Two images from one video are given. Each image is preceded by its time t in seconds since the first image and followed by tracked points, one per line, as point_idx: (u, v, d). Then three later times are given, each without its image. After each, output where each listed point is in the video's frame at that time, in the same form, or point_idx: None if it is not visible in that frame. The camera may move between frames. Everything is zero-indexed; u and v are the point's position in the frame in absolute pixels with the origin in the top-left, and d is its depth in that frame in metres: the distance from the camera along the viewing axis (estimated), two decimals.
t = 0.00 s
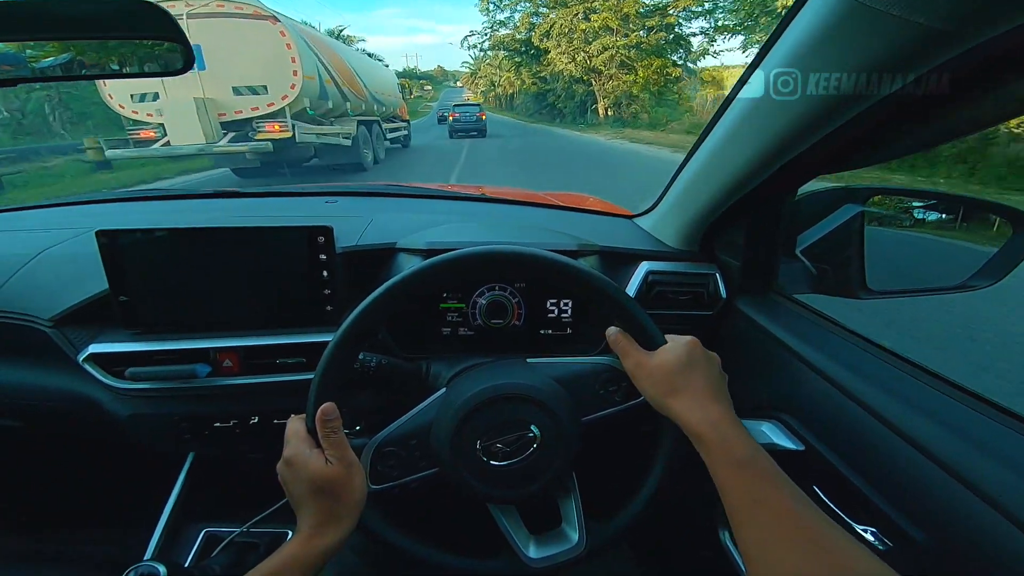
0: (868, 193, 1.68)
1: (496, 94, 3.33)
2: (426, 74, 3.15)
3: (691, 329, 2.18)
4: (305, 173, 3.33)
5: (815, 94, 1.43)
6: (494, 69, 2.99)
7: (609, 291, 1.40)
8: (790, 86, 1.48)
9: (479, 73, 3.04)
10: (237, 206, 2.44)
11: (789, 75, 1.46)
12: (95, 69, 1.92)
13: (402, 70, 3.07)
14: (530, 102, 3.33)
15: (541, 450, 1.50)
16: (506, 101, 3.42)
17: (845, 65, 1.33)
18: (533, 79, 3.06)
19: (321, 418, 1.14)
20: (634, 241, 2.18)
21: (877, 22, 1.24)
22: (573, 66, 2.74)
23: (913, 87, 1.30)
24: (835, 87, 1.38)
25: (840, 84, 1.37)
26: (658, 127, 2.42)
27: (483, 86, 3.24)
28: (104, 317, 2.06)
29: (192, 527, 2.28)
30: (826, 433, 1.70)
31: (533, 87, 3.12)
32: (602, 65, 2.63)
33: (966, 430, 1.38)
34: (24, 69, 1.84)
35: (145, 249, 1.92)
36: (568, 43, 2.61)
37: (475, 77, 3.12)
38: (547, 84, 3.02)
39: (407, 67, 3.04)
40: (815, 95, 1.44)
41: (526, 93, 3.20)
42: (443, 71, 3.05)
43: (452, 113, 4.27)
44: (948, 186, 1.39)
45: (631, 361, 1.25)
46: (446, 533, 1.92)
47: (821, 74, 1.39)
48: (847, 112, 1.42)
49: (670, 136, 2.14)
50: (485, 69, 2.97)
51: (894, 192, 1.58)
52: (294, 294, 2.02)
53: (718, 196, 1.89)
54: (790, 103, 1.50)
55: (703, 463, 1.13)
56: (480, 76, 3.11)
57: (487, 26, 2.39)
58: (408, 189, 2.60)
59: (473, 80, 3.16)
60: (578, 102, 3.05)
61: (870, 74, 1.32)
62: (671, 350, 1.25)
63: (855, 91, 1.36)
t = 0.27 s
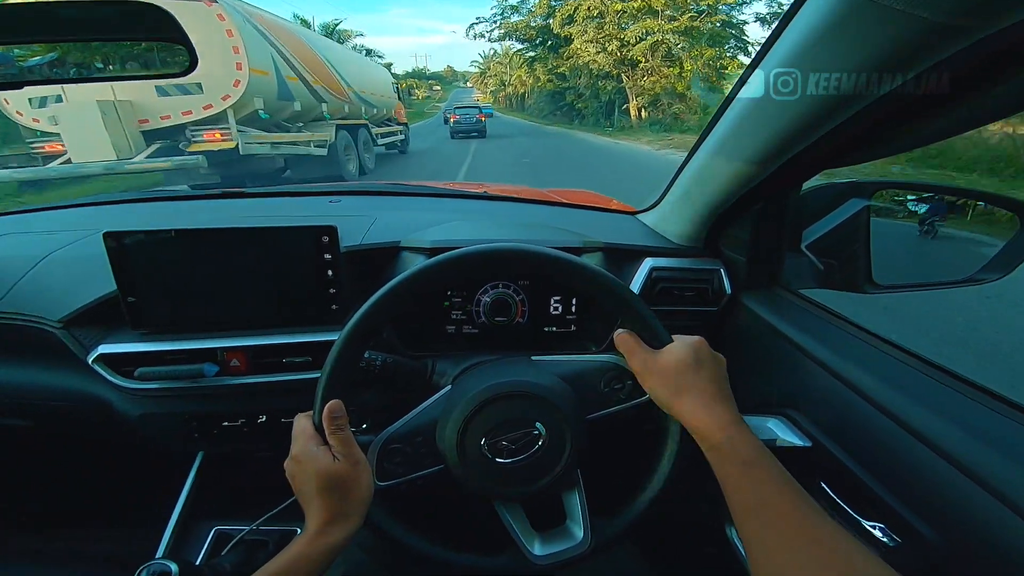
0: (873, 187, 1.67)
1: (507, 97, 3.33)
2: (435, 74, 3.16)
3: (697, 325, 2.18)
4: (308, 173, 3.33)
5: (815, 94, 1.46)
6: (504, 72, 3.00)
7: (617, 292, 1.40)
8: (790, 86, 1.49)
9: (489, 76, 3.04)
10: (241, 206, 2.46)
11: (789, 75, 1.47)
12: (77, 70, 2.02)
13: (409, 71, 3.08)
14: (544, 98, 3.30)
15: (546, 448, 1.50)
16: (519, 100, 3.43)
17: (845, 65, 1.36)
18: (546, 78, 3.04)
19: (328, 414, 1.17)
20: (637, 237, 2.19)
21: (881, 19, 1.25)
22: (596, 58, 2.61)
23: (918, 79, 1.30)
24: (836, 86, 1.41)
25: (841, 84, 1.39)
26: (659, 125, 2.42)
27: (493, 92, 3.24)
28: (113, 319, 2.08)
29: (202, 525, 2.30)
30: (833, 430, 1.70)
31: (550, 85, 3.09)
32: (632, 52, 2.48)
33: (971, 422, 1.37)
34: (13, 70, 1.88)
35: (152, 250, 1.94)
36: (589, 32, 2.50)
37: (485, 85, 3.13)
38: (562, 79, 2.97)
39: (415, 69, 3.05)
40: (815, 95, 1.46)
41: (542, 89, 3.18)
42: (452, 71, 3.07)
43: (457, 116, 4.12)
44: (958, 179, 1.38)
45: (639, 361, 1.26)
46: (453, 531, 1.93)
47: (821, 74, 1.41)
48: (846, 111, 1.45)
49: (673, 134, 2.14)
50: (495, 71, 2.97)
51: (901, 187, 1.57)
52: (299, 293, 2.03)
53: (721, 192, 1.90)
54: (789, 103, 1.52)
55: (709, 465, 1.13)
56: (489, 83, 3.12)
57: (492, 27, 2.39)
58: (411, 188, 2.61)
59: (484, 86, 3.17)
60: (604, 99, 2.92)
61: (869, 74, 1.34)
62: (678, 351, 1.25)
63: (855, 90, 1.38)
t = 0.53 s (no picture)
0: (876, 188, 1.67)
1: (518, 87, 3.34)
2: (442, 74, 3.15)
3: (701, 327, 2.18)
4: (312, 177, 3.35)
5: (815, 94, 1.46)
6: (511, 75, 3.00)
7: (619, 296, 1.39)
8: (790, 86, 1.49)
9: (497, 74, 3.04)
10: (246, 210, 2.48)
11: (789, 75, 1.47)
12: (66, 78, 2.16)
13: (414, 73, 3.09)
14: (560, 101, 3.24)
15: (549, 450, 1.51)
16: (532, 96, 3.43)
17: (844, 66, 1.35)
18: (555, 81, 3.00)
19: (334, 411, 1.16)
20: (640, 240, 2.19)
21: (881, 20, 1.25)
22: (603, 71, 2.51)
23: (921, 81, 1.30)
24: (835, 87, 1.40)
25: (840, 84, 1.39)
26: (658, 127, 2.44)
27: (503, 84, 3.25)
28: (119, 323, 2.10)
29: (207, 527, 2.31)
30: (837, 432, 1.69)
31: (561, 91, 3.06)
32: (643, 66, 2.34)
33: (974, 422, 1.37)
34: (5, 76, 2.00)
35: (158, 255, 1.96)
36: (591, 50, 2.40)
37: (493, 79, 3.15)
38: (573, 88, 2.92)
39: (422, 68, 3.04)
40: (815, 95, 1.46)
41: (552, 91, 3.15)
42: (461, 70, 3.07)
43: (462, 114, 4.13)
44: (968, 181, 1.38)
45: (642, 371, 1.25)
46: (456, 534, 1.94)
47: (821, 74, 1.41)
48: (847, 112, 1.44)
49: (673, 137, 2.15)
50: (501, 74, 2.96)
51: (906, 188, 1.57)
52: (304, 297, 2.04)
53: (723, 193, 1.89)
54: (790, 103, 1.52)
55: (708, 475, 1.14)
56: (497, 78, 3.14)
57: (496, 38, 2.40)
58: (414, 191, 2.62)
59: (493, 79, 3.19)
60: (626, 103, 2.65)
61: (869, 74, 1.33)
62: (682, 361, 1.24)
63: (855, 90, 1.38)
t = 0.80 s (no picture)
0: (879, 189, 1.67)
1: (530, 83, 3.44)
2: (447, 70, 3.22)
3: (702, 328, 2.17)
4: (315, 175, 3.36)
5: (816, 94, 1.45)
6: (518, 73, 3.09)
7: (628, 302, 1.38)
8: (790, 86, 1.48)
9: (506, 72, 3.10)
10: (248, 208, 2.47)
11: (789, 75, 1.46)
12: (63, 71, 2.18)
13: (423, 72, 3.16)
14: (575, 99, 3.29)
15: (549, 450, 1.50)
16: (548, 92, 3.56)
17: (845, 66, 1.35)
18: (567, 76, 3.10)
19: (334, 401, 1.16)
20: (642, 240, 2.18)
21: (883, 21, 1.24)
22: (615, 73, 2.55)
23: (923, 81, 1.30)
24: (836, 87, 1.40)
25: (840, 84, 1.38)
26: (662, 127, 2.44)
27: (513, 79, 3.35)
28: (120, 320, 2.10)
29: (207, 526, 2.31)
30: (838, 433, 1.68)
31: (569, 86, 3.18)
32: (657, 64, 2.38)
33: (977, 422, 1.37)
34: (3, 75, 2.08)
35: (160, 252, 1.96)
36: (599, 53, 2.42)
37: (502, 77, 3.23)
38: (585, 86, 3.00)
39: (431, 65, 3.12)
40: (815, 95, 1.45)
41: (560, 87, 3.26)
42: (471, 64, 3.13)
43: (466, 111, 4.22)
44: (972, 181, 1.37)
45: (645, 374, 1.23)
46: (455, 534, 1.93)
47: (821, 74, 1.40)
48: (847, 112, 1.44)
49: (678, 136, 2.15)
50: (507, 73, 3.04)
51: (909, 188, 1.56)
52: (305, 295, 2.04)
53: (725, 192, 1.89)
54: (790, 103, 1.51)
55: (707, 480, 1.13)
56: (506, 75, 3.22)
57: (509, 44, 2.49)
58: (416, 191, 2.61)
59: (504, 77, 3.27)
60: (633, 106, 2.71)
61: (870, 73, 1.33)
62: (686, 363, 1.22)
63: (856, 90, 1.37)
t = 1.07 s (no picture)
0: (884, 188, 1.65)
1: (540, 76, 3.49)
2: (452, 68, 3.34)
3: (706, 328, 2.17)
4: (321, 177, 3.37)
5: (816, 94, 1.46)
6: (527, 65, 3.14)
7: (626, 296, 1.37)
8: (790, 86, 1.50)
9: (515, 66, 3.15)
10: (252, 210, 2.49)
11: (789, 75, 1.48)
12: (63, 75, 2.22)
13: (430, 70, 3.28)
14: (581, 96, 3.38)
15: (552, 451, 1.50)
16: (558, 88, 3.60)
17: (844, 66, 1.35)
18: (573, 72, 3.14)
19: (336, 409, 1.16)
20: (645, 240, 2.18)
21: (884, 20, 1.24)
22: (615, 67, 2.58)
23: (925, 81, 1.29)
24: (836, 87, 1.41)
25: (841, 84, 1.39)
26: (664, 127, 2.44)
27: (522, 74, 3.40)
28: (126, 322, 2.11)
29: (212, 527, 2.32)
30: (843, 434, 1.68)
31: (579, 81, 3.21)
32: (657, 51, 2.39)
33: (982, 423, 1.36)
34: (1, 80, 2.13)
35: (164, 255, 1.97)
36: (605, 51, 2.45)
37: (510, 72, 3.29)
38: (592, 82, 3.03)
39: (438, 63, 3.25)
40: (815, 95, 1.46)
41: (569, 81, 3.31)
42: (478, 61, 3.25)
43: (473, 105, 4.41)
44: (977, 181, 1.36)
45: (645, 371, 1.20)
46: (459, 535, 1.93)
47: (821, 74, 1.41)
48: (847, 113, 1.44)
49: (680, 135, 2.16)
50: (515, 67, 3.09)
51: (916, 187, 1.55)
52: (308, 297, 2.05)
53: (728, 192, 1.89)
54: (790, 103, 1.53)
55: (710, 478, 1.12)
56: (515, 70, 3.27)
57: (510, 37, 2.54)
58: (419, 192, 2.62)
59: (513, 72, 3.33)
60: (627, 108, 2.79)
61: (870, 74, 1.33)
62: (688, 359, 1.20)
63: (855, 90, 1.38)
